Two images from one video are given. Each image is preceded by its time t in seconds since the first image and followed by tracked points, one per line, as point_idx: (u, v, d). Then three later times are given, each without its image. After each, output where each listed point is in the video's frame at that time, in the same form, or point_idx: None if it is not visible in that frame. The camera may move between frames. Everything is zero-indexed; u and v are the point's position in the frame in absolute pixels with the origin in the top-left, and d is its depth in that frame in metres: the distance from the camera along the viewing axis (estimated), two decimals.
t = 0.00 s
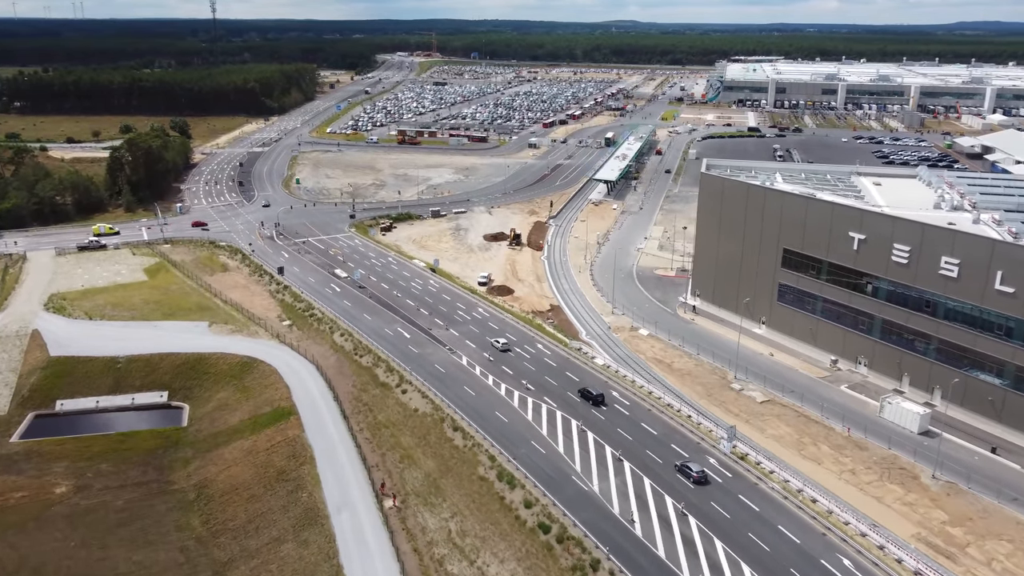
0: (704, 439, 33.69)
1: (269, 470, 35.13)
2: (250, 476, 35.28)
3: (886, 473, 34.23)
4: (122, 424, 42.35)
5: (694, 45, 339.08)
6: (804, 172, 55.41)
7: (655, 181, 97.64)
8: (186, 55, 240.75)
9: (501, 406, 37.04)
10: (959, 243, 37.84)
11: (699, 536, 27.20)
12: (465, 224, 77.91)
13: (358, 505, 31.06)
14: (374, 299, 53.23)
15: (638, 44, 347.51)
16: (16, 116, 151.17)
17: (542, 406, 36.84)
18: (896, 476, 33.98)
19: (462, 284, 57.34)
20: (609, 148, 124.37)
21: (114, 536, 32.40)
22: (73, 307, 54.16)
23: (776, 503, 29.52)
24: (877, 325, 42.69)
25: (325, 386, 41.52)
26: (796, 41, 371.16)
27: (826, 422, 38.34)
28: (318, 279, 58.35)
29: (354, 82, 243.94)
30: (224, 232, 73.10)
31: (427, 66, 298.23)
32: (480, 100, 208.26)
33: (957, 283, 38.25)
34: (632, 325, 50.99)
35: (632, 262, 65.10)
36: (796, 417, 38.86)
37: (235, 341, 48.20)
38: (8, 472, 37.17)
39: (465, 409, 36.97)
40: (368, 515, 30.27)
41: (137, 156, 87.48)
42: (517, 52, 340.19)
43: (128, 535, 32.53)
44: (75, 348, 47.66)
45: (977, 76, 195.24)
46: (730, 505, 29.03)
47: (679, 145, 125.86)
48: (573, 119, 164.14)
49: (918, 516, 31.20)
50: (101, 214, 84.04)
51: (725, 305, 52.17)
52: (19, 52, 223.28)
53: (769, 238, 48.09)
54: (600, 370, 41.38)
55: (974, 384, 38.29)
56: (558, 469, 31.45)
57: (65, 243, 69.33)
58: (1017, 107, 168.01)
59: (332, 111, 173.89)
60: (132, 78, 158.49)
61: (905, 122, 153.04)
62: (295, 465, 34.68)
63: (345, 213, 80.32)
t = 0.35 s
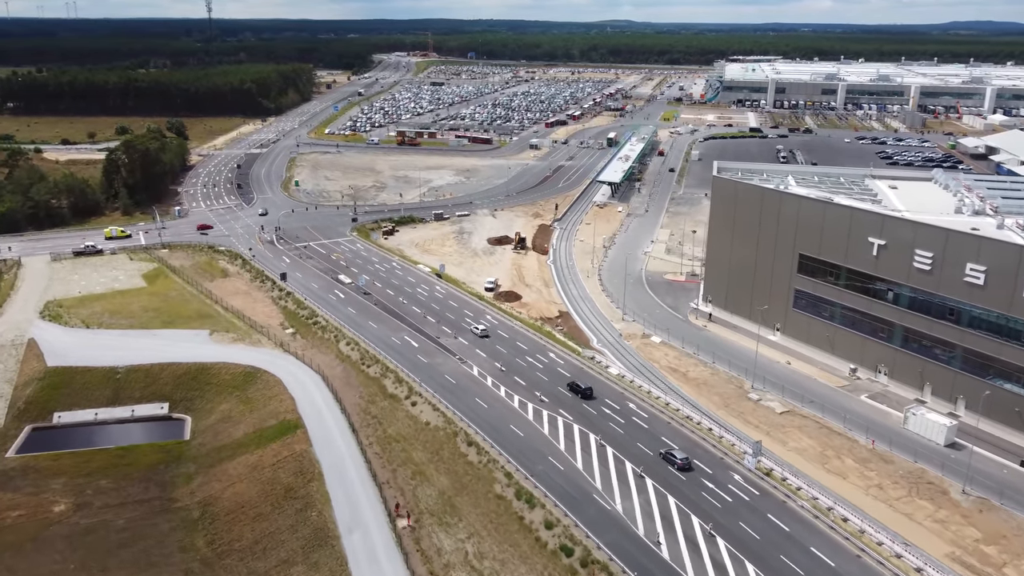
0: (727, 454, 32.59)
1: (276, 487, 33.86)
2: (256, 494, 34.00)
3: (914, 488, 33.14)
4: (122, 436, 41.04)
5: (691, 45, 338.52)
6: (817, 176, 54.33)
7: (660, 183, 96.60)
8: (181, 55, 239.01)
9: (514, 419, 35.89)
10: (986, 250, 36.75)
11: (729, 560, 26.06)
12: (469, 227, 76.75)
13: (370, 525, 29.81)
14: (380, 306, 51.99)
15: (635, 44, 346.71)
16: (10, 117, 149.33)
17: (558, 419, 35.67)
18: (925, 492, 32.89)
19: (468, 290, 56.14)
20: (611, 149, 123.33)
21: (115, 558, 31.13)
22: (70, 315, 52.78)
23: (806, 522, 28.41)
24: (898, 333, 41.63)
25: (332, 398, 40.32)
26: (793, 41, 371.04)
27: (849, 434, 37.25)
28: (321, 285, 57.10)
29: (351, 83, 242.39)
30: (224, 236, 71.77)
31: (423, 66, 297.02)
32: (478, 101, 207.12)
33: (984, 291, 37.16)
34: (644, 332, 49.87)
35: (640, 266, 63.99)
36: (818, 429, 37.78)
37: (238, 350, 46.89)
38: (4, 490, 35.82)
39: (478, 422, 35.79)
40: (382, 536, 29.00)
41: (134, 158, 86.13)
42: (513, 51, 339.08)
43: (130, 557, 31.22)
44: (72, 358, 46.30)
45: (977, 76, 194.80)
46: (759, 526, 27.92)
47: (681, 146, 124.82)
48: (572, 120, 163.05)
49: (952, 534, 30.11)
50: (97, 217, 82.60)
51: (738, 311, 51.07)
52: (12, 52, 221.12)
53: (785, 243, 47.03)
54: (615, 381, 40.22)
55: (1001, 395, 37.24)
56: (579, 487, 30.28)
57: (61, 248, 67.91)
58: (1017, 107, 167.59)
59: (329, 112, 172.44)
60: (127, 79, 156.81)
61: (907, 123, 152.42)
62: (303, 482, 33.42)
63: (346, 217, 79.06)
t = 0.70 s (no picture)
0: (753, 470, 31.47)
1: (284, 505, 32.59)
2: (264, 513, 32.73)
3: (944, 503, 32.09)
4: (122, 450, 39.75)
5: (688, 45, 337.86)
6: (832, 178, 53.29)
7: (664, 185, 95.59)
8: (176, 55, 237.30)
9: (530, 432, 34.71)
10: (1014, 257, 35.73)
11: None
12: (473, 231, 75.59)
13: (384, 545, 28.53)
14: (386, 313, 50.78)
15: (631, 43, 345.91)
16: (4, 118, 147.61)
17: (575, 433, 34.51)
18: (955, 507, 31.83)
19: (475, 296, 54.97)
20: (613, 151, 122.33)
21: None
22: (68, 323, 51.44)
23: (839, 543, 27.34)
24: (921, 340, 40.57)
25: (339, 410, 39.07)
26: (790, 41, 370.68)
27: (873, 446, 36.21)
28: (325, 291, 55.88)
29: (348, 83, 240.90)
30: (224, 240, 70.44)
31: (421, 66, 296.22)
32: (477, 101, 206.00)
33: (1011, 298, 36.13)
34: (657, 339, 48.76)
35: (648, 271, 62.90)
36: (842, 442, 36.66)
37: (241, 360, 45.61)
38: None
39: (493, 436, 34.60)
40: (396, 558, 27.73)
41: (130, 160, 84.76)
42: (510, 52, 338.12)
43: None
44: (70, 368, 44.97)
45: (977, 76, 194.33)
46: (791, 547, 26.83)
47: (683, 147, 123.85)
48: (572, 121, 161.97)
49: (988, 554, 29.04)
50: (93, 221, 81.17)
51: (752, 317, 50.01)
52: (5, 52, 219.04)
53: (801, 248, 46.00)
54: (631, 392, 39.05)
55: None
56: (601, 506, 29.11)
57: (58, 253, 66.49)
58: (1018, 107, 167.13)
59: (327, 113, 170.95)
60: (123, 80, 155.27)
61: (909, 123, 151.79)
62: (312, 499, 32.11)
63: (348, 220, 77.82)
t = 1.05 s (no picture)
0: (781, 487, 30.31)
1: (292, 525, 31.30)
2: (271, 533, 31.44)
3: (976, 519, 31.02)
4: (123, 464, 38.44)
5: (685, 45, 337.34)
6: (846, 181, 52.24)
7: (668, 187, 94.60)
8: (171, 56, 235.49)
9: (547, 447, 33.51)
10: None
11: None
12: (476, 235, 74.43)
13: (398, 567, 27.21)
14: (392, 320, 49.54)
15: (628, 44, 345.11)
16: None
17: (593, 447, 33.35)
18: (988, 523, 30.75)
19: (483, 303, 53.78)
20: (614, 152, 121.27)
21: None
22: (64, 331, 50.05)
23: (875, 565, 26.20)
24: (944, 349, 39.51)
25: (348, 424, 37.79)
26: (786, 41, 370.31)
27: (899, 459, 35.17)
28: (328, 297, 54.65)
29: (345, 84, 239.38)
30: (224, 245, 69.11)
31: (417, 66, 295.81)
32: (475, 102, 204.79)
33: None
34: (670, 346, 47.64)
35: (657, 275, 61.81)
36: (867, 455, 35.54)
37: (244, 370, 44.32)
38: None
39: (508, 451, 33.40)
40: None
41: (127, 163, 83.31)
42: (507, 52, 337.21)
43: None
44: (68, 380, 43.61)
45: (976, 76, 193.82)
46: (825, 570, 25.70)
47: (685, 148, 122.83)
48: (572, 122, 160.90)
49: None
50: (90, 224, 79.67)
51: (767, 324, 48.95)
52: None
53: (819, 253, 44.97)
54: (649, 403, 37.90)
55: None
56: (625, 527, 27.91)
57: (53, 259, 65.04)
58: (1019, 108, 166.64)
59: (325, 114, 169.46)
60: (118, 81, 153.66)
61: (910, 123, 150.98)
62: (321, 519, 30.77)
63: (350, 224, 76.56)
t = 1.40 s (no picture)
0: (810, 506, 29.19)
1: (300, 546, 29.98)
2: (279, 554, 30.14)
3: (1010, 537, 29.96)
4: (122, 479, 37.15)
5: (681, 45, 336.80)
6: (861, 184, 51.24)
7: (672, 189, 93.62)
8: (165, 56, 233.53)
9: (565, 463, 32.31)
10: None
11: None
12: (480, 238, 73.25)
13: None
14: (398, 329, 48.27)
15: (625, 44, 344.34)
16: None
17: (612, 462, 32.21)
18: None
19: (490, 309, 52.61)
20: (615, 154, 120.13)
21: None
22: (60, 340, 48.66)
23: None
24: (968, 357, 38.47)
25: (356, 437, 36.49)
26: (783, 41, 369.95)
27: (926, 473, 34.14)
28: (332, 304, 53.39)
29: (341, 85, 237.98)
30: (223, 250, 67.77)
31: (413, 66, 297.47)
32: (472, 103, 203.58)
33: None
34: (684, 354, 46.56)
35: (666, 280, 60.72)
36: (893, 469, 34.46)
37: (246, 381, 43.01)
38: None
39: (525, 467, 32.23)
40: None
41: (122, 165, 81.81)
42: (502, 52, 336.23)
43: None
44: (64, 391, 42.24)
45: (975, 77, 193.46)
46: None
47: (687, 150, 121.81)
48: (571, 123, 159.89)
49: None
50: (85, 229, 78.18)
51: (782, 330, 47.90)
52: None
53: (836, 258, 43.93)
54: (666, 415, 36.75)
55: None
56: (651, 550, 26.72)
57: (48, 264, 63.62)
58: (1019, 108, 166.18)
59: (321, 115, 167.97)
60: (112, 82, 151.89)
61: (911, 124, 150.31)
62: (331, 539, 29.38)
63: (351, 227, 75.29)
